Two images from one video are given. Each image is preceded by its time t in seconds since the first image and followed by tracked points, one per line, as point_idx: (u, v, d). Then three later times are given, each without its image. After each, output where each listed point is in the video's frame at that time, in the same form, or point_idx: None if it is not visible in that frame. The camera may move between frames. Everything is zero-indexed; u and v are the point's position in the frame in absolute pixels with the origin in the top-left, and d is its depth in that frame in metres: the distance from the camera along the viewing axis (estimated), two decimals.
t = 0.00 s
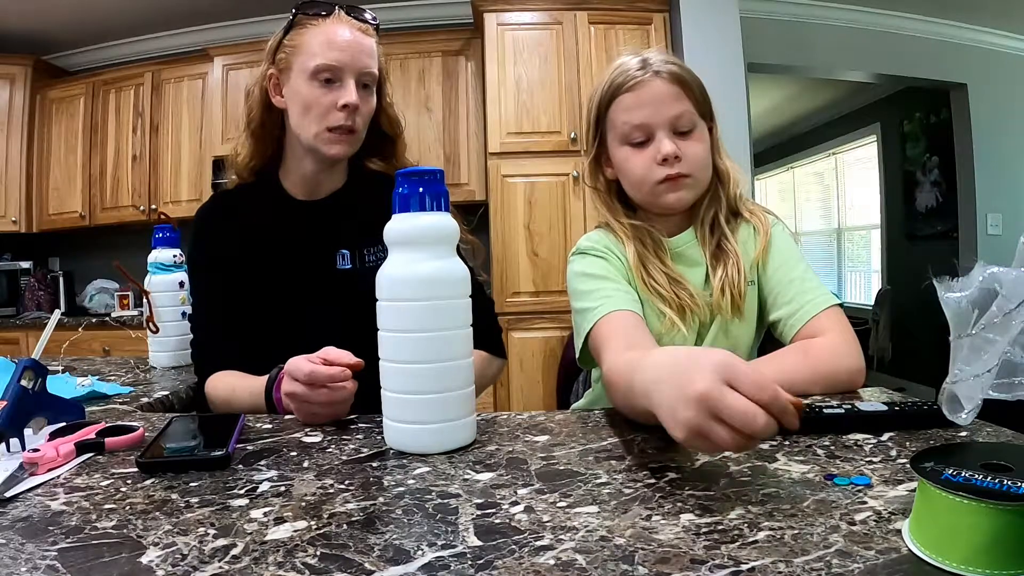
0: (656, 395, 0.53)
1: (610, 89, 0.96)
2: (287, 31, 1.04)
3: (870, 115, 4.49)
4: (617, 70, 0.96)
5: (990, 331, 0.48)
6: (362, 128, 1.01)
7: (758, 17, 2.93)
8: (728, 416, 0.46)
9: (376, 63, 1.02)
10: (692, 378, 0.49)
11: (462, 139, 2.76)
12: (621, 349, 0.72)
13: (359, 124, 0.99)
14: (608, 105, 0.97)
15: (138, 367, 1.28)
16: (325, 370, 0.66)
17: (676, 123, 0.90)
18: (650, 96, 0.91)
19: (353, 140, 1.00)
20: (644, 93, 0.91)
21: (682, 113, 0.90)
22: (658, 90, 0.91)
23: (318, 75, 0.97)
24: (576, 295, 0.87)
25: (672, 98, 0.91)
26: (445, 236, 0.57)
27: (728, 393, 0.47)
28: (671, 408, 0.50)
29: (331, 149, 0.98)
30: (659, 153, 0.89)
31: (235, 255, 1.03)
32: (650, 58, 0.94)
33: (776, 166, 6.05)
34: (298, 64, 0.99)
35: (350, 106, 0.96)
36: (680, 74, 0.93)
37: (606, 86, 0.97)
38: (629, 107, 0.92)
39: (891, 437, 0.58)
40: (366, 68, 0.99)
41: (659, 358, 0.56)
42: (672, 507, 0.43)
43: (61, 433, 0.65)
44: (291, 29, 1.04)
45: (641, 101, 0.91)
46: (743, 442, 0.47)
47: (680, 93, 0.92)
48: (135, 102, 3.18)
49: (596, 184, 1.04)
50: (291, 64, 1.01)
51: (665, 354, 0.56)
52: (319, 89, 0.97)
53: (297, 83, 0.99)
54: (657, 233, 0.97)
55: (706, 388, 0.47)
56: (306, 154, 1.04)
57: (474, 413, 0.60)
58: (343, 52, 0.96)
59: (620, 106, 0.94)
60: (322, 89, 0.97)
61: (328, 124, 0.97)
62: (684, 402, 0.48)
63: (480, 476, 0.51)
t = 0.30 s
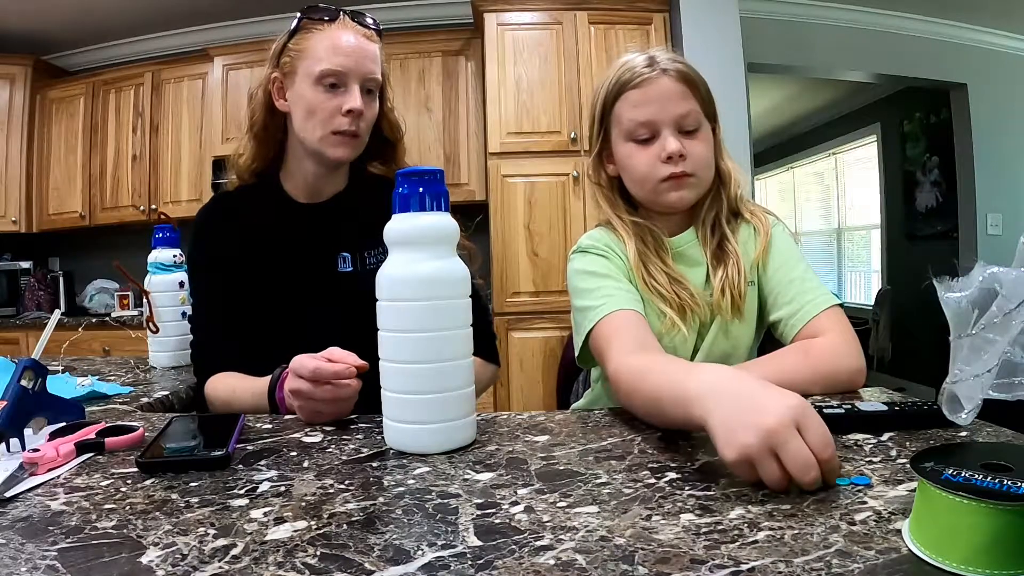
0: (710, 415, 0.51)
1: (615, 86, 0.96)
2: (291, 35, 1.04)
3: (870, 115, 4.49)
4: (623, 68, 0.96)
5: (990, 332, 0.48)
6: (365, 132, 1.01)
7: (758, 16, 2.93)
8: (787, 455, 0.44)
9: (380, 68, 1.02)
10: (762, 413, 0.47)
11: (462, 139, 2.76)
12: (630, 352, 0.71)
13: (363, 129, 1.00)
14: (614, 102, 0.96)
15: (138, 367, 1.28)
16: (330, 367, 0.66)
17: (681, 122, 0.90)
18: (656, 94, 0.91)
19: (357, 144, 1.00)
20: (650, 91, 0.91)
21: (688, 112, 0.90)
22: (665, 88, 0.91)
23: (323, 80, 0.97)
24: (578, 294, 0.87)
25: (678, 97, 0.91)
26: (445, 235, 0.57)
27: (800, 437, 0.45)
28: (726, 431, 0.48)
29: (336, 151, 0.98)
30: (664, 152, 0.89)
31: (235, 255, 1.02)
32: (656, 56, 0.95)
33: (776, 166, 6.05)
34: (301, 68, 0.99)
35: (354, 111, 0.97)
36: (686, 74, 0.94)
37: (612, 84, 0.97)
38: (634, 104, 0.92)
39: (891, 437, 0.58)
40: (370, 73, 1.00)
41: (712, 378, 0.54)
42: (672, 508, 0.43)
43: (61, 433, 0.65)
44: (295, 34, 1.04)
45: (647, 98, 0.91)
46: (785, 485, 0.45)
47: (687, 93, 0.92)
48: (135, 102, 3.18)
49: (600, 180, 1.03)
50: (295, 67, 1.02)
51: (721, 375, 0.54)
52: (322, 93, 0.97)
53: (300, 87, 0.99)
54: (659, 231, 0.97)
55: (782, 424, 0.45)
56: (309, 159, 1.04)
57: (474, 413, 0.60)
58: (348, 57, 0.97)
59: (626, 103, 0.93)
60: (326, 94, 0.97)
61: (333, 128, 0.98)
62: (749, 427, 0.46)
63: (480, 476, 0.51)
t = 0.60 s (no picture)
0: (694, 411, 0.51)
1: (613, 80, 0.95)
2: (292, 36, 1.04)
3: (870, 115, 4.49)
4: (622, 62, 0.95)
5: (990, 331, 0.48)
6: (366, 132, 1.01)
7: (758, 16, 2.93)
8: (763, 459, 0.44)
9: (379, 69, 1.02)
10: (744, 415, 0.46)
11: (462, 139, 2.76)
12: (626, 349, 0.71)
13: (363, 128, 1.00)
14: (611, 96, 0.96)
15: (138, 367, 1.28)
16: (334, 367, 0.67)
17: (678, 118, 0.90)
18: (656, 89, 0.91)
19: (357, 143, 1.00)
20: (650, 86, 0.91)
21: (685, 108, 0.90)
22: (664, 84, 0.91)
23: (323, 80, 0.97)
24: (573, 294, 0.87)
25: (677, 93, 0.91)
26: (445, 235, 0.57)
27: (776, 441, 0.45)
28: (707, 429, 0.48)
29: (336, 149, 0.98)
30: (661, 146, 0.89)
31: (235, 255, 1.02)
32: (656, 52, 0.94)
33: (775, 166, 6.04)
34: (301, 69, 0.99)
35: (354, 111, 0.97)
36: (686, 71, 0.94)
37: (611, 77, 0.96)
38: (632, 98, 0.92)
39: (891, 437, 0.58)
40: (371, 75, 1.00)
41: (705, 371, 0.54)
42: (672, 507, 0.43)
43: (61, 433, 0.65)
44: (296, 35, 1.04)
45: (646, 93, 0.91)
46: (762, 485, 0.45)
47: (685, 90, 0.92)
48: (135, 102, 3.18)
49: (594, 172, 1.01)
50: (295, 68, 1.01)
51: (714, 369, 0.54)
52: (321, 93, 0.97)
53: (300, 88, 0.99)
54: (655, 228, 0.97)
55: (760, 428, 0.45)
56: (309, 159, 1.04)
57: (474, 414, 0.60)
58: (348, 59, 0.97)
59: (625, 97, 0.93)
60: (324, 94, 0.97)
61: (331, 127, 0.98)
62: (728, 427, 0.46)
63: (480, 476, 0.51)
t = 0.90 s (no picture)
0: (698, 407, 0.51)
1: (606, 72, 0.95)
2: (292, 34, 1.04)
3: (870, 115, 4.48)
4: (614, 56, 0.95)
5: (991, 332, 0.49)
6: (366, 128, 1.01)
7: (758, 16, 2.93)
8: (750, 447, 0.44)
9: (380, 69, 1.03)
10: (741, 405, 0.47)
11: (462, 139, 2.76)
12: (623, 347, 0.71)
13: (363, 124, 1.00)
14: (603, 89, 0.96)
15: (138, 368, 1.28)
16: (336, 365, 0.66)
17: (669, 113, 0.90)
18: (648, 83, 0.91)
19: (357, 139, 1.01)
20: (642, 80, 0.91)
21: (677, 103, 0.91)
22: (656, 78, 0.91)
23: (323, 77, 0.97)
24: (566, 286, 0.86)
25: (669, 88, 0.91)
26: (445, 236, 0.57)
27: (765, 430, 0.45)
28: (705, 420, 0.48)
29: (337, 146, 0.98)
30: (652, 140, 0.89)
31: (235, 255, 1.03)
32: (648, 46, 0.94)
33: (775, 166, 6.04)
34: (300, 67, 0.99)
35: (355, 107, 0.97)
36: (679, 67, 0.94)
37: (603, 70, 0.97)
38: (624, 91, 0.92)
39: (891, 437, 0.58)
40: (371, 74, 1.00)
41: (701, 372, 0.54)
42: (672, 508, 0.43)
43: (61, 433, 0.65)
44: (295, 34, 1.04)
45: (638, 87, 0.91)
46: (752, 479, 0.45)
47: (677, 85, 0.92)
48: (135, 102, 3.18)
49: (584, 163, 1.01)
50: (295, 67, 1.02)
51: (707, 367, 0.54)
52: (322, 90, 0.98)
53: (300, 86, 0.99)
54: (645, 216, 0.96)
55: (750, 416, 0.46)
56: (309, 159, 1.04)
57: (475, 414, 0.60)
58: (348, 56, 0.98)
59: (616, 90, 0.93)
60: (325, 91, 0.97)
61: (333, 122, 0.98)
62: (722, 415, 0.47)
63: (480, 476, 0.51)
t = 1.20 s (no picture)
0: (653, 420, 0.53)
1: (596, 70, 0.95)
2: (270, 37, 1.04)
3: (871, 114, 4.48)
4: (604, 55, 0.95)
5: (991, 331, 0.51)
6: (335, 117, 0.95)
7: (758, 16, 2.93)
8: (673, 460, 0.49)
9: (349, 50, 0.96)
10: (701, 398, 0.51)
11: (462, 139, 2.76)
12: (603, 344, 0.71)
13: (331, 114, 0.95)
14: (593, 87, 0.96)
15: (138, 368, 1.28)
16: (339, 364, 0.66)
17: (657, 112, 0.90)
18: (638, 81, 0.91)
19: (327, 130, 0.95)
20: (633, 78, 0.91)
21: (665, 102, 0.90)
22: (645, 77, 0.91)
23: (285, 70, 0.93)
24: (549, 276, 0.87)
25: (659, 87, 0.91)
26: (445, 236, 0.57)
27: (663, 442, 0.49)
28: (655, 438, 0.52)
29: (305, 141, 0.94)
30: (638, 137, 0.89)
31: (234, 255, 1.02)
32: (639, 45, 0.94)
33: (775, 166, 6.04)
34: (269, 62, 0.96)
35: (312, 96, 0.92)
36: (669, 67, 0.94)
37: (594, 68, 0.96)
38: (613, 89, 0.92)
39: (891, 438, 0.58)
40: (332, 56, 0.94)
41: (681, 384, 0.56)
42: (672, 508, 0.43)
43: (61, 433, 0.65)
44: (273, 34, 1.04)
45: (629, 85, 0.91)
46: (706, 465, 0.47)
47: (666, 85, 0.92)
48: (135, 102, 3.18)
49: (572, 158, 1.01)
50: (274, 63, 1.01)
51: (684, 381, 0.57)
52: (286, 84, 0.94)
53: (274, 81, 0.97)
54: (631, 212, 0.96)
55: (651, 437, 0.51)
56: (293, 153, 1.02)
57: (475, 412, 0.60)
58: (308, 44, 0.92)
59: (607, 88, 0.93)
60: (287, 85, 0.93)
61: (298, 116, 0.93)
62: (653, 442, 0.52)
63: (480, 476, 0.51)
